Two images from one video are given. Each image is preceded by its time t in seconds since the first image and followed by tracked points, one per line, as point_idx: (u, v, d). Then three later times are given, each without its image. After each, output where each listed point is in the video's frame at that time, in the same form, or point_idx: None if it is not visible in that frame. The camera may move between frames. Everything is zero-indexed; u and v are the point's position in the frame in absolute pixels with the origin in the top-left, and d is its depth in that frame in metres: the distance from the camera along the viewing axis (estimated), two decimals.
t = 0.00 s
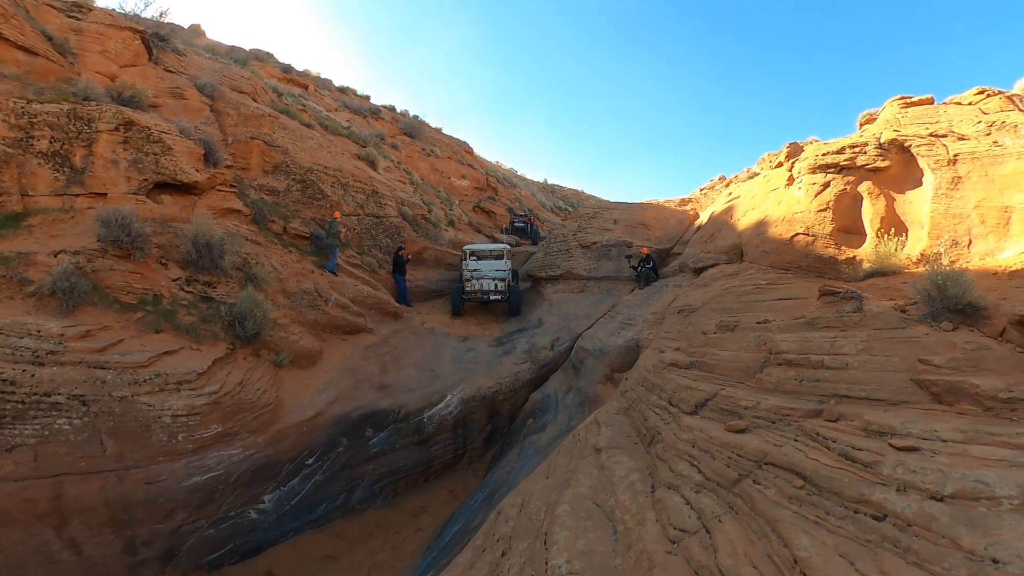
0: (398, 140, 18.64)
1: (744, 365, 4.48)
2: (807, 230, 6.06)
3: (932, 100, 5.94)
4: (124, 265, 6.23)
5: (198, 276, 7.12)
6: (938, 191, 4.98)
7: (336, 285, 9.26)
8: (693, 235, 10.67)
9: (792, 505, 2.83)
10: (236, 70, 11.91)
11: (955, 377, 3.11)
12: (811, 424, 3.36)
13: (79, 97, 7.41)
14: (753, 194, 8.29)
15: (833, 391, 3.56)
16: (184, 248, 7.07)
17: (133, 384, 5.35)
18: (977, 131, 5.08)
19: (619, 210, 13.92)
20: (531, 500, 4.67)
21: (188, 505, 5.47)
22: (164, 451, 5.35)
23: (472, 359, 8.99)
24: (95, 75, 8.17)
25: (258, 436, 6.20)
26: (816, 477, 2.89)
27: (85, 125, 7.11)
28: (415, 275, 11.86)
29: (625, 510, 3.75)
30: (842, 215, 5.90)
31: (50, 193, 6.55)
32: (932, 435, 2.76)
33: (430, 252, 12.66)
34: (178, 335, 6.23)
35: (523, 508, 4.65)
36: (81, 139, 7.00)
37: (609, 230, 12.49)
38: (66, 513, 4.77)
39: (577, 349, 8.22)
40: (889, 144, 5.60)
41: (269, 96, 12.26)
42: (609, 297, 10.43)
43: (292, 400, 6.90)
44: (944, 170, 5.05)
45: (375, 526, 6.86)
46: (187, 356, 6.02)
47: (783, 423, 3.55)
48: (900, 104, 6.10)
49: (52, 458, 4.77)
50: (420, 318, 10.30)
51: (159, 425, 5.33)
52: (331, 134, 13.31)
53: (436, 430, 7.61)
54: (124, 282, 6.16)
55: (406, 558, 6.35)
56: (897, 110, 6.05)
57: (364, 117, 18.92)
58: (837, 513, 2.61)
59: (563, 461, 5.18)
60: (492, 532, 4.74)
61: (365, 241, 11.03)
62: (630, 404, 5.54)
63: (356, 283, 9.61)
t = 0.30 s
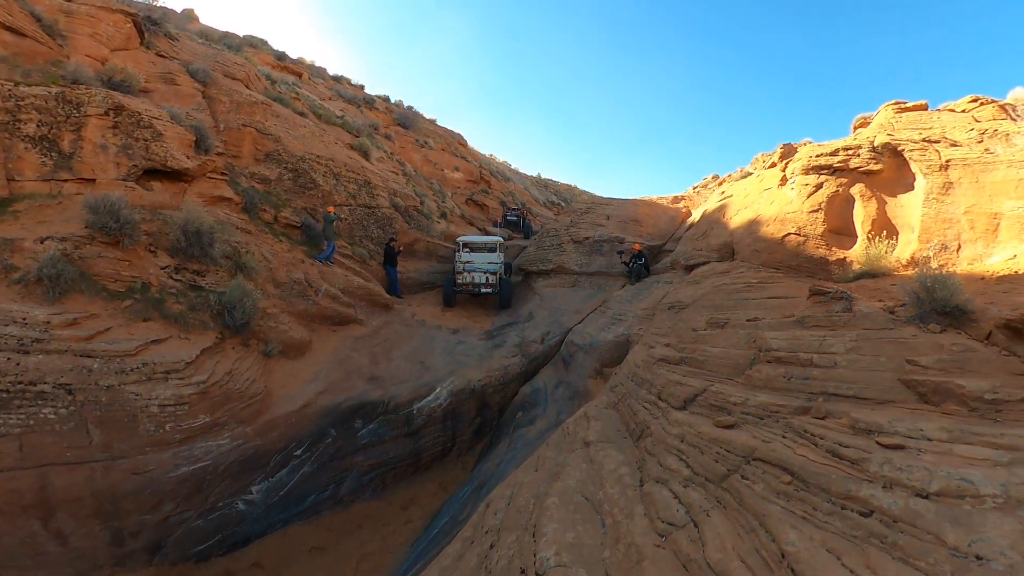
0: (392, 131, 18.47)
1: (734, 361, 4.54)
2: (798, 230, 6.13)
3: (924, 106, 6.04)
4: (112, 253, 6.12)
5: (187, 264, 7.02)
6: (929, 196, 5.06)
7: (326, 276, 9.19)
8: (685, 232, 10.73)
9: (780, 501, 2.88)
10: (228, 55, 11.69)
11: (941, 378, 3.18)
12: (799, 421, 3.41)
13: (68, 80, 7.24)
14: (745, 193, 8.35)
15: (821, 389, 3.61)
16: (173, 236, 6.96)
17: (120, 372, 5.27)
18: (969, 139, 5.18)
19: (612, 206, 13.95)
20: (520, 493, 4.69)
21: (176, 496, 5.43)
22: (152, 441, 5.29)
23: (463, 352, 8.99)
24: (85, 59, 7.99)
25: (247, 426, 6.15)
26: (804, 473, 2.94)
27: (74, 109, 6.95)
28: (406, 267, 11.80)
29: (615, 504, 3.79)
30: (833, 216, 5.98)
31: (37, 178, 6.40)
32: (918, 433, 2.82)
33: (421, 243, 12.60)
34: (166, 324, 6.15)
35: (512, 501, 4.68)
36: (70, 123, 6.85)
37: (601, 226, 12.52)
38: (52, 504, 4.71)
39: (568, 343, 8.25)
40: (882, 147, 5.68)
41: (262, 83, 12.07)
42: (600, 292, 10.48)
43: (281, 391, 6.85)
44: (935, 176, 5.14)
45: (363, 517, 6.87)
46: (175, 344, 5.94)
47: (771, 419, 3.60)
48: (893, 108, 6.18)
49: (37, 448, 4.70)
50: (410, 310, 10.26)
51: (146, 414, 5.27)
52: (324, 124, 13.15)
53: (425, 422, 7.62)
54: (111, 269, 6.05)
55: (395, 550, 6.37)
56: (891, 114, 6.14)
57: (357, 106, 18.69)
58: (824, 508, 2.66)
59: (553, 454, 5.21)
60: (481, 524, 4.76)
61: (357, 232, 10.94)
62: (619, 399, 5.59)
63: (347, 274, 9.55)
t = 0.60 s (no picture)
0: (389, 129, 18.39)
1: (737, 354, 4.53)
2: (799, 221, 6.11)
3: (923, 95, 6.02)
4: (110, 258, 6.09)
5: (186, 268, 6.98)
6: (930, 185, 5.05)
7: (326, 276, 9.16)
8: (684, 226, 10.71)
9: (789, 494, 2.88)
10: (223, 58, 11.63)
11: (947, 367, 3.17)
12: (806, 413, 3.40)
13: (63, 86, 7.20)
14: (745, 185, 8.33)
15: (827, 380, 3.61)
16: (172, 239, 6.92)
17: (121, 378, 5.26)
18: (969, 127, 5.17)
19: (610, 200, 13.91)
20: (526, 491, 4.69)
21: (181, 500, 5.42)
22: (155, 446, 5.28)
23: (465, 350, 8.98)
24: (79, 64, 7.93)
25: (249, 429, 6.14)
26: (813, 465, 2.93)
27: (69, 115, 6.90)
28: (406, 266, 11.77)
29: (621, 500, 3.78)
30: (834, 207, 5.96)
31: (34, 184, 6.36)
32: (926, 424, 2.81)
33: (421, 242, 12.55)
34: (167, 328, 6.13)
35: (518, 499, 4.68)
36: (65, 129, 6.80)
37: (600, 221, 12.49)
38: (56, 511, 4.71)
39: (569, 339, 8.24)
40: (882, 137, 5.66)
41: (258, 84, 12.00)
42: (601, 287, 10.46)
43: (283, 392, 6.84)
44: (936, 165, 5.13)
45: (368, 517, 6.87)
46: (175, 349, 5.92)
47: (778, 412, 3.59)
48: (892, 97, 6.16)
49: (40, 456, 4.69)
50: (411, 308, 10.24)
51: (148, 419, 5.25)
52: (320, 124, 13.08)
53: (428, 421, 7.61)
54: (109, 274, 6.02)
55: (400, 549, 6.38)
56: (890, 104, 6.12)
57: (353, 106, 18.61)
58: (834, 501, 2.65)
59: (557, 451, 5.20)
60: (487, 523, 4.75)
61: (356, 232, 10.90)
62: (623, 394, 5.58)
63: (346, 274, 9.52)
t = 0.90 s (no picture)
0: (384, 130, 18.31)
1: (739, 351, 4.52)
2: (797, 215, 6.09)
3: (919, 87, 6.01)
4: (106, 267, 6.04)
5: (182, 274, 6.94)
6: (927, 178, 5.03)
7: (324, 279, 9.12)
8: (682, 221, 10.68)
9: (794, 494, 2.87)
10: (215, 61, 11.54)
11: (949, 363, 3.17)
12: (809, 411, 3.39)
13: (54, 94, 7.14)
14: (742, 180, 8.31)
15: (829, 377, 3.60)
16: (167, 246, 6.87)
17: (119, 388, 5.22)
18: (965, 119, 5.16)
19: (607, 197, 13.87)
20: (529, 492, 4.68)
21: (183, 509, 5.40)
22: (155, 455, 5.26)
23: (464, 350, 8.96)
24: (70, 71, 7.86)
25: (250, 436, 6.11)
26: (818, 464, 2.92)
27: (61, 123, 6.84)
28: (404, 267, 11.73)
29: (625, 502, 3.77)
30: (832, 201, 5.95)
31: (27, 194, 6.31)
32: (930, 420, 2.81)
33: (418, 242, 12.51)
34: (165, 336, 6.09)
35: (521, 501, 4.67)
36: (57, 137, 6.75)
37: (598, 218, 12.45)
38: (58, 524, 4.68)
39: (569, 337, 8.22)
40: (879, 130, 5.64)
41: (251, 87, 11.91)
42: (599, 285, 10.45)
43: (284, 397, 6.82)
44: (933, 157, 5.11)
45: (371, 521, 6.86)
46: (174, 357, 5.89)
47: (781, 410, 3.58)
48: (888, 89, 6.14)
49: (40, 468, 4.67)
50: (410, 309, 10.20)
51: (148, 429, 5.22)
52: (315, 126, 13.00)
53: (429, 422, 7.60)
54: (105, 283, 5.97)
55: (404, 552, 6.38)
56: (886, 96, 6.10)
57: (348, 107, 18.52)
58: (839, 501, 2.65)
59: (559, 451, 5.19)
60: (490, 526, 4.74)
61: (352, 234, 10.85)
62: (625, 392, 5.57)
63: (344, 277, 9.48)
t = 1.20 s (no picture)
0: (373, 131, 18.21)
1: (739, 335, 4.52)
2: (791, 197, 6.09)
3: (908, 62, 5.98)
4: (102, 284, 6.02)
5: (178, 287, 6.91)
6: (920, 152, 5.00)
7: (321, 284, 9.09)
8: (676, 207, 10.66)
9: (799, 476, 2.88)
10: (199, 71, 11.44)
11: (950, 338, 3.17)
12: (811, 392, 3.39)
13: (39, 114, 7.09)
14: (735, 162, 8.27)
15: (829, 357, 3.60)
16: (162, 260, 6.84)
17: (123, 405, 5.22)
18: (956, 93, 5.15)
19: (601, 186, 13.82)
20: (537, 486, 4.69)
21: (193, 521, 5.42)
22: (162, 470, 5.27)
23: (465, 348, 8.96)
24: (54, 90, 7.79)
25: (256, 445, 6.12)
26: (822, 445, 2.92)
27: (47, 142, 6.82)
28: (400, 267, 11.70)
29: (632, 491, 3.79)
30: (826, 180, 5.95)
31: (18, 216, 6.27)
32: (932, 396, 2.81)
33: (413, 242, 12.47)
34: (165, 350, 6.09)
35: (529, 496, 4.68)
36: (45, 158, 6.71)
37: (592, 208, 12.41)
38: (70, 543, 4.69)
39: (569, 329, 8.21)
40: (870, 107, 5.60)
41: (237, 95, 11.82)
42: (597, 275, 10.43)
43: (287, 404, 6.82)
44: (925, 132, 5.08)
45: (381, 522, 6.89)
46: (174, 370, 5.88)
47: (783, 392, 3.58)
48: (877, 65, 6.10)
49: (48, 489, 4.67)
50: (408, 309, 10.19)
51: (153, 444, 5.23)
52: (303, 131, 12.92)
53: (434, 421, 7.61)
54: (101, 301, 5.95)
55: (416, 551, 6.41)
56: (875, 73, 6.06)
57: (336, 110, 18.42)
58: (845, 481, 2.65)
59: (564, 443, 5.20)
60: (500, 522, 4.76)
61: (347, 237, 10.80)
62: (627, 381, 5.57)
63: (341, 281, 9.45)
